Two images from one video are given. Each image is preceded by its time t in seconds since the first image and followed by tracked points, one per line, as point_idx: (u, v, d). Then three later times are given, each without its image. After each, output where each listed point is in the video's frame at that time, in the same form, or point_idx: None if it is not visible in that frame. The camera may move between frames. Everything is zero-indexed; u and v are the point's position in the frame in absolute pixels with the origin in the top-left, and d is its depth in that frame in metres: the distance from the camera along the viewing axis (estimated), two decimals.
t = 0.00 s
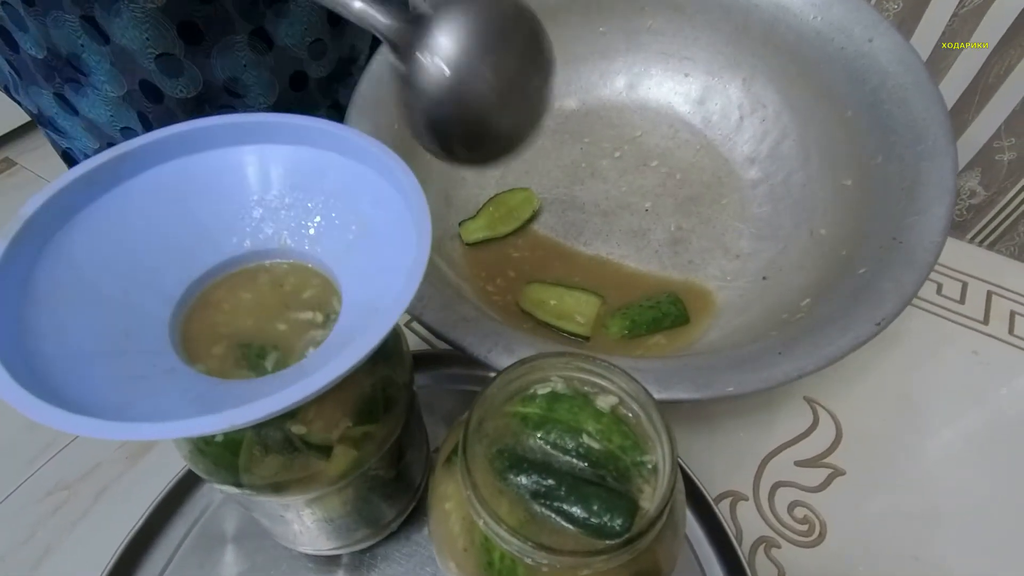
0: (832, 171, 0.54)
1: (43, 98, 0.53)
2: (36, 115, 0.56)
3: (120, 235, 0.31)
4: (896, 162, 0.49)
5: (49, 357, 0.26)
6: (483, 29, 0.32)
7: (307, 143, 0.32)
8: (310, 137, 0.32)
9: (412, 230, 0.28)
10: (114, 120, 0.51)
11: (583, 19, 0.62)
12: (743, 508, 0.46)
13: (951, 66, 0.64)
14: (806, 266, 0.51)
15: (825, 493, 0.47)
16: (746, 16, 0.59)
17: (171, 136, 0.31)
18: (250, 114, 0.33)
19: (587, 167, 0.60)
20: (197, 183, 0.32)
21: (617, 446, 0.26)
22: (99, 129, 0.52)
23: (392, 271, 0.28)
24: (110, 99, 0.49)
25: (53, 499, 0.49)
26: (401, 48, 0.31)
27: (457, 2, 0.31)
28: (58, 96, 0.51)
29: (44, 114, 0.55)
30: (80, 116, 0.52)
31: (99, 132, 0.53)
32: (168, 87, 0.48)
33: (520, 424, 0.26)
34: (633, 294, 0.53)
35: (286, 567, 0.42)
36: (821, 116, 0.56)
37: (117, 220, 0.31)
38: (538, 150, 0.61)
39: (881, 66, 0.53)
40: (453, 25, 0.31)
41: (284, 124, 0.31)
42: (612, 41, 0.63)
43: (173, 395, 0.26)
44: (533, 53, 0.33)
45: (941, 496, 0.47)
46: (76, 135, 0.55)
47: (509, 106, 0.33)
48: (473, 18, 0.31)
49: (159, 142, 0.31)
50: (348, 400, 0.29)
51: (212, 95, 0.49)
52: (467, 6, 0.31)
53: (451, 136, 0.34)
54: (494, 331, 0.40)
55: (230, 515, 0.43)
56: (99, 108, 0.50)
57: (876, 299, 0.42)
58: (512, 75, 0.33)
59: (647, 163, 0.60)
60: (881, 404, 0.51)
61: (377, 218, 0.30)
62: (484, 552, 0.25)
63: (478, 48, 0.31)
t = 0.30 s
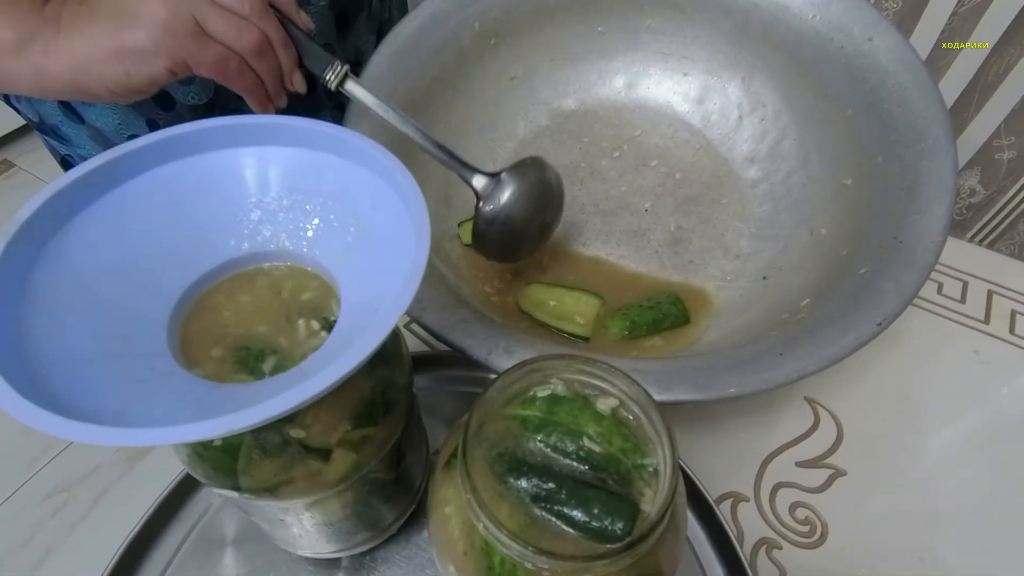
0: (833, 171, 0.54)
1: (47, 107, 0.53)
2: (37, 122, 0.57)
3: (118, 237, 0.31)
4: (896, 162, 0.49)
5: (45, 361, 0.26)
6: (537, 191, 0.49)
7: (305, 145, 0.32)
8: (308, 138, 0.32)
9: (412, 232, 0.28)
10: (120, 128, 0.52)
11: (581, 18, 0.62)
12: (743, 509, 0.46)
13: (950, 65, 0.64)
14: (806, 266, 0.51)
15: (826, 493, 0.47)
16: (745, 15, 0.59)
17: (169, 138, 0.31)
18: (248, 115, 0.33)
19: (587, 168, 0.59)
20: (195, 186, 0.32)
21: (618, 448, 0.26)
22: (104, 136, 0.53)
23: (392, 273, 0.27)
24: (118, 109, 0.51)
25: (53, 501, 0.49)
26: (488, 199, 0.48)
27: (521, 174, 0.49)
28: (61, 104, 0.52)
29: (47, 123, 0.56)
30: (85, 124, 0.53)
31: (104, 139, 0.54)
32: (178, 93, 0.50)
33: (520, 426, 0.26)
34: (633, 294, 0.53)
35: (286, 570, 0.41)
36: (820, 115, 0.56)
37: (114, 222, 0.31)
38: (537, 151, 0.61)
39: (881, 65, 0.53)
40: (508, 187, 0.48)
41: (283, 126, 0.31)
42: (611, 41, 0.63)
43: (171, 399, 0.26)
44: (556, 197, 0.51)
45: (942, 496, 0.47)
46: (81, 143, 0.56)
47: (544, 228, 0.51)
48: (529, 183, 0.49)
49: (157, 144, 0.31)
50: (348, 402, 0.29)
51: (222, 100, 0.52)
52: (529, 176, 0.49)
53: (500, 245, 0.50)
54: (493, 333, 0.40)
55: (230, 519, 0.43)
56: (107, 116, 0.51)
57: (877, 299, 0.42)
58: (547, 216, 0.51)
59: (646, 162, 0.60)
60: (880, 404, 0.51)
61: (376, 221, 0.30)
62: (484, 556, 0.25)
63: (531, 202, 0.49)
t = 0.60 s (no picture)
0: (833, 169, 0.53)
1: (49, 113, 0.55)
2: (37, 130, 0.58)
3: (115, 238, 0.30)
4: (897, 160, 0.49)
5: (41, 363, 0.25)
6: (548, 238, 0.50)
7: (303, 145, 0.32)
8: (306, 137, 0.32)
9: (411, 231, 0.28)
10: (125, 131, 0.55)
11: (579, 17, 0.62)
12: (745, 509, 0.45)
13: (950, 63, 0.64)
14: (806, 265, 0.50)
15: (827, 492, 0.46)
16: (743, 13, 0.59)
17: (166, 138, 0.31)
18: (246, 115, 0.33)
19: (586, 167, 0.59)
20: (192, 186, 0.32)
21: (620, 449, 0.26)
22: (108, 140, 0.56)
23: (391, 273, 0.27)
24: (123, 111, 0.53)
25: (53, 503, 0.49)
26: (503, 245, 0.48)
27: (532, 222, 0.49)
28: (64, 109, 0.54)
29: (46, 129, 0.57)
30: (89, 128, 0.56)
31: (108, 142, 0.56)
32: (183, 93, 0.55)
33: (521, 427, 0.26)
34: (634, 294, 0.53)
35: (287, 571, 0.41)
36: (819, 114, 0.56)
37: (110, 223, 0.30)
38: (536, 150, 0.61)
39: (881, 63, 0.53)
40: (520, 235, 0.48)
41: (281, 126, 0.31)
42: (609, 40, 0.63)
43: (168, 400, 0.26)
44: (563, 241, 0.51)
45: (944, 495, 0.47)
46: (83, 148, 0.58)
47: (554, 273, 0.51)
48: (541, 231, 0.49)
49: (153, 144, 0.31)
50: (347, 404, 0.29)
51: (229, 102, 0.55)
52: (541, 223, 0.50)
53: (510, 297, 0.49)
54: (492, 333, 0.40)
55: (230, 520, 0.43)
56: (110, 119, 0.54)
57: (879, 298, 0.42)
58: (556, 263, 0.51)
59: (646, 161, 0.60)
60: (881, 403, 0.51)
61: (375, 220, 0.30)
62: (485, 558, 0.25)
63: (542, 250, 0.49)
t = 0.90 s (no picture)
0: (836, 167, 0.54)
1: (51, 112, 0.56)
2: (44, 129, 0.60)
3: (125, 239, 0.31)
4: (900, 159, 0.49)
5: (56, 363, 0.26)
6: (635, 271, 0.49)
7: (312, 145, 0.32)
8: (316, 138, 0.32)
9: (421, 232, 0.28)
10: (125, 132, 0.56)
11: (582, 15, 0.62)
12: (750, 506, 0.46)
13: (951, 61, 0.64)
14: (810, 263, 0.51)
15: (831, 489, 0.47)
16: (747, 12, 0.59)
17: (176, 140, 0.31)
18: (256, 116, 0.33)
19: (589, 166, 0.60)
20: (201, 187, 0.32)
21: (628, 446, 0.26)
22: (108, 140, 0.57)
23: (402, 273, 0.27)
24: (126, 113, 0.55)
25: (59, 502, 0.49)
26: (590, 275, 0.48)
27: (615, 255, 0.49)
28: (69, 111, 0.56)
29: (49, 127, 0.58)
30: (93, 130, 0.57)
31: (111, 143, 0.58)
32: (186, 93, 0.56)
33: (530, 425, 0.26)
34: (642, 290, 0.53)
35: (295, 570, 0.41)
36: (824, 110, 0.56)
37: (121, 224, 0.31)
38: (540, 149, 0.61)
39: (885, 62, 0.53)
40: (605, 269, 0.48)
41: (290, 126, 0.31)
42: (613, 39, 0.63)
43: (181, 399, 0.26)
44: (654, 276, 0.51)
45: (948, 493, 0.47)
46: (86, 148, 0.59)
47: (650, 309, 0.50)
48: (624, 263, 0.49)
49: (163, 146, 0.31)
50: (357, 403, 0.29)
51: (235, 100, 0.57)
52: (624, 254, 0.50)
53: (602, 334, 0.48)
54: (499, 333, 0.40)
55: (239, 519, 0.43)
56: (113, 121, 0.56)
57: (883, 296, 0.42)
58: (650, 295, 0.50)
59: (649, 160, 0.60)
60: (885, 400, 0.51)
61: (384, 221, 0.30)
62: (496, 554, 0.25)
63: (632, 284, 0.49)
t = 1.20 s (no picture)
0: (838, 168, 0.54)
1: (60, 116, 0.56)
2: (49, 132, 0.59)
3: (138, 241, 0.31)
4: (901, 159, 0.50)
5: (72, 362, 0.26)
6: (595, 275, 0.50)
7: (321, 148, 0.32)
8: (325, 140, 0.32)
9: (430, 232, 0.28)
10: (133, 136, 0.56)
11: (583, 17, 0.62)
12: (753, 505, 0.46)
13: (950, 61, 0.65)
14: (809, 264, 0.51)
15: (833, 488, 0.47)
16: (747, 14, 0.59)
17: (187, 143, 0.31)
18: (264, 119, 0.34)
19: (591, 167, 0.60)
20: (211, 189, 0.32)
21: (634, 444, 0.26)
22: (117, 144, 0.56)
23: (411, 274, 0.28)
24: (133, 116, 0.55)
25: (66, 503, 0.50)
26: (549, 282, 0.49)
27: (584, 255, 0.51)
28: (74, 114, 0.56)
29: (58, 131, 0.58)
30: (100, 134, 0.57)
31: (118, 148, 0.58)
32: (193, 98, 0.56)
33: (538, 423, 0.26)
34: (647, 291, 0.53)
35: (301, 569, 0.42)
36: (822, 114, 0.56)
37: (133, 226, 0.31)
38: (542, 150, 0.61)
39: (885, 63, 0.53)
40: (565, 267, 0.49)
41: (299, 129, 0.32)
42: (614, 40, 0.63)
43: (195, 398, 0.26)
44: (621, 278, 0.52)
45: (949, 492, 0.47)
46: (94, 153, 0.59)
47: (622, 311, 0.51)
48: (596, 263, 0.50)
49: (174, 148, 0.32)
50: (366, 403, 0.29)
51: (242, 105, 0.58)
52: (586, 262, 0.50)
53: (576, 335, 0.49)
54: (503, 332, 0.40)
55: (245, 518, 0.43)
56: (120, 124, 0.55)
57: (885, 296, 0.43)
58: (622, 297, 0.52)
59: (650, 161, 0.60)
60: (886, 400, 0.52)
61: (393, 222, 0.30)
62: (505, 551, 0.25)
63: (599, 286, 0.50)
